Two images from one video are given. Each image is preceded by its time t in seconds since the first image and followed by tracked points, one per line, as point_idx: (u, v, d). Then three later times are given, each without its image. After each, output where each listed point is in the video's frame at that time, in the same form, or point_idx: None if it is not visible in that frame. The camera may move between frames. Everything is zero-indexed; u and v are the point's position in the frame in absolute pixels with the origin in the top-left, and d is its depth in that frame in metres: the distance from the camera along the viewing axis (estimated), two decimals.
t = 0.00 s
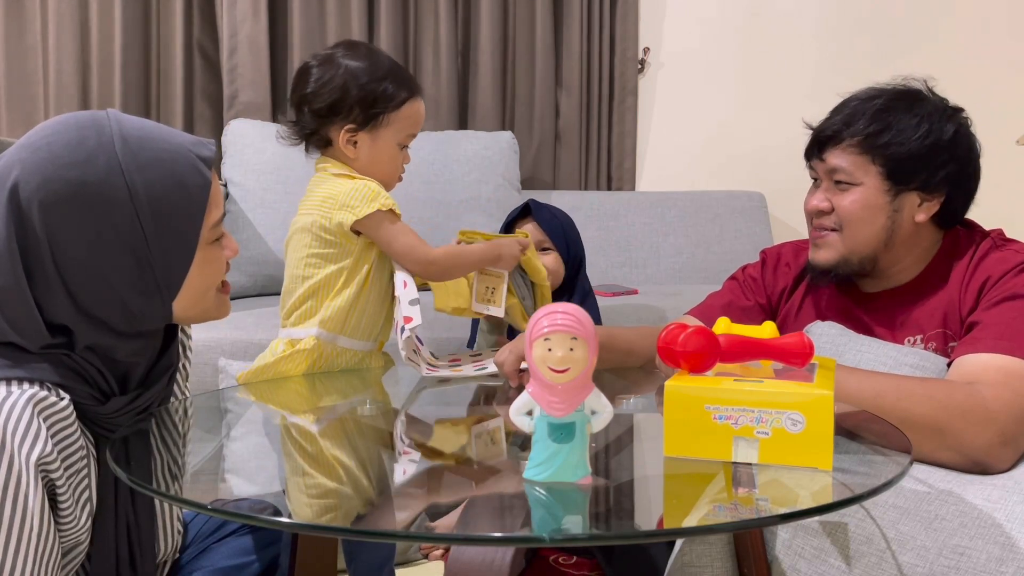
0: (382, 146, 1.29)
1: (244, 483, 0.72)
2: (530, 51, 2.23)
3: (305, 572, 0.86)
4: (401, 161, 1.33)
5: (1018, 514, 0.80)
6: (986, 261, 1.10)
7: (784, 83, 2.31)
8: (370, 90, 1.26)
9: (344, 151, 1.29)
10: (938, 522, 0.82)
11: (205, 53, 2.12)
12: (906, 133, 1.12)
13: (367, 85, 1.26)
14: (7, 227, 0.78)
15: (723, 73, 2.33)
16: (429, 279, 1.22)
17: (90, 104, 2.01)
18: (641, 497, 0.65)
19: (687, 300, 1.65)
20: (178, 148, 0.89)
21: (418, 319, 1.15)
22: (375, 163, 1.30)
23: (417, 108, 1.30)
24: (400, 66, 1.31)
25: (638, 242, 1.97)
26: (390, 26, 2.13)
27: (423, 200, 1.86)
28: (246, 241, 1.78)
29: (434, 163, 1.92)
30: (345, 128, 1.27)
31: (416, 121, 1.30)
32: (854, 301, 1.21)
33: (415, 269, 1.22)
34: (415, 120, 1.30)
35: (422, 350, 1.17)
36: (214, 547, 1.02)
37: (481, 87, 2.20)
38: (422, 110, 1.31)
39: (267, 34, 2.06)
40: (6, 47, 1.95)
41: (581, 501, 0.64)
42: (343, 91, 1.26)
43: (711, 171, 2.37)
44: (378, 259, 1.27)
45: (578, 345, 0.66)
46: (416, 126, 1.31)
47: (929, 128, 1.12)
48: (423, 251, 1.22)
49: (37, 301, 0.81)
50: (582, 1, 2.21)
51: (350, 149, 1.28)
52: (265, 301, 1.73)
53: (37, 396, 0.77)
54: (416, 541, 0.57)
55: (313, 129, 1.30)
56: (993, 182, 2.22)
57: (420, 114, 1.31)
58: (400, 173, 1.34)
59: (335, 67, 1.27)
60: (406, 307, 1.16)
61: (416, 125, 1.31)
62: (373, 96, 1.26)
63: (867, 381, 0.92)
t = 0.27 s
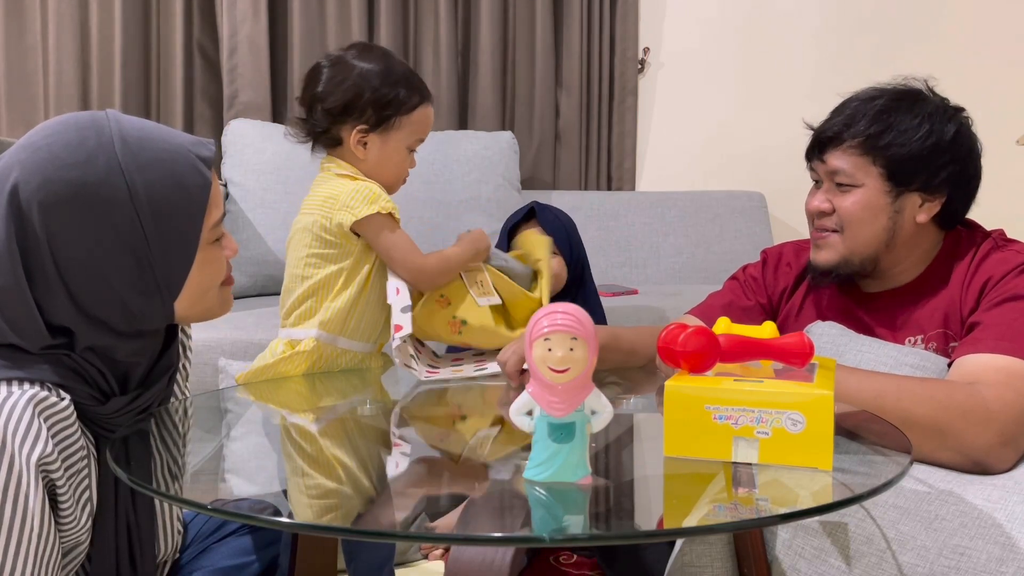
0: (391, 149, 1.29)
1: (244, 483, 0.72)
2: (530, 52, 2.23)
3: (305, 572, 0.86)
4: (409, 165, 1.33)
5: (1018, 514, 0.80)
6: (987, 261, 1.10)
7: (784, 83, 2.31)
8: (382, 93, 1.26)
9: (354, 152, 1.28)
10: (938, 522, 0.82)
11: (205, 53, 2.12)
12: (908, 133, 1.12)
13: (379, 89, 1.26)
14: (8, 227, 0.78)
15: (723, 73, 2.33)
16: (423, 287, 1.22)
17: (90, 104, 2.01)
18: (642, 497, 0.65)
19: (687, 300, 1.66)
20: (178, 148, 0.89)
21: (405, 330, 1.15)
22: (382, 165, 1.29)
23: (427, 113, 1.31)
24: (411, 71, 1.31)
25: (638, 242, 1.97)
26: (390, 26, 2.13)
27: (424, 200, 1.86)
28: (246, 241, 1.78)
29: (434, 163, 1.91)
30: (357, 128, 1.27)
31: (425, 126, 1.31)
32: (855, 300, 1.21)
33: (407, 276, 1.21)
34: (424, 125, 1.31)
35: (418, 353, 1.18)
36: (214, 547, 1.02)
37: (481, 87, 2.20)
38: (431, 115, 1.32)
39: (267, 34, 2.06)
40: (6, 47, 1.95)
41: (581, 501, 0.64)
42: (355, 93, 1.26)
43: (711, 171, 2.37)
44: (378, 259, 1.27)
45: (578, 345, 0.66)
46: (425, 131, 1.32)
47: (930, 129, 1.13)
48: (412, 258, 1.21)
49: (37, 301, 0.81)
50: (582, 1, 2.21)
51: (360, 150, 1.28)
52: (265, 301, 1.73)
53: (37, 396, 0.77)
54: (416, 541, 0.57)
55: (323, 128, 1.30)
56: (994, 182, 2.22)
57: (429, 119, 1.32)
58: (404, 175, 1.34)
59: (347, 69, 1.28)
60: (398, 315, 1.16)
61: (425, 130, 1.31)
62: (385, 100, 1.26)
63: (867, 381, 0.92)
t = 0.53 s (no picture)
0: (400, 147, 1.28)
1: (244, 483, 0.72)
2: (530, 52, 2.24)
3: (305, 572, 0.86)
4: (417, 163, 1.32)
5: (1018, 514, 0.80)
6: (987, 261, 1.10)
7: (784, 83, 2.31)
8: (392, 91, 1.26)
9: (361, 150, 1.28)
10: (938, 522, 0.82)
11: (205, 53, 2.12)
12: (908, 134, 1.13)
13: (387, 86, 1.26)
14: (8, 227, 0.78)
15: (723, 73, 2.33)
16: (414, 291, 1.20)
17: (90, 104, 2.01)
18: (642, 497, 0.65)
19: (687, 300, 1.66)
20: (178, 148, 0.89)
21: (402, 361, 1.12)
22: (391, 162, 1.29)
23: (436, 113, 1.32)
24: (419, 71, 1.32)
25: (638, 242, 1.97)
26: (390, 26, 2.13)
27: (424, 200, 1.86)
28: (246, 241, 1.78)
29: (434, 164, 1.91)
30: (365, 125, 1.26)
31: (433, 125, 1.31)
32: (855, 300, 1.21)
33: (397, 279, 1.19)
34: (433, 124, 1.31)
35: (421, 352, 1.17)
36: (214, 547, 1.02)
37: (481, 88, 2.20)
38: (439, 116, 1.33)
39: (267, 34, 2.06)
40: (6, 47, 1.95)
41: (581, 501, 0.64)
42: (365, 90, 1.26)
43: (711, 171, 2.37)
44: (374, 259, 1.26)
45: (578, 345, 0.66)
46: (433, 131, 1.32)
47: (931, 129, 1.13)
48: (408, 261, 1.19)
49: (38, 302, 0.81)
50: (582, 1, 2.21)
51: (367, 147, 1.27)
52: (265, 301, 1.73)
53: (38, 397, 0.77)
54: (417, 541, 0.57)
55: (331, 126, 1.30)
56: (994, 182, 2.22)
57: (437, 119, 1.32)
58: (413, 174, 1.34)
59: (354, 67, 1.28)
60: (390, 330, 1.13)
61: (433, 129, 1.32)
62: (394, 97, 1.26)
63: (866, 381, 0.92)
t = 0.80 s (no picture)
0: (393, 142, 1.27)
1: (244, 483, 0.72)
2: (530, 52, 2.24)
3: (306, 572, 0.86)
4: (415, 160, 1.30)
5: (1018, 515, 0.80)
6: (989, 261, 1.10)
7: (784, 83, 2.30)
8: (386, 86, 1.25)
9: (355, 148, 1.28)
10: (938, 522, 0.82)
11: (205, 53, 2.12)
12: (917, 132, 1.12)
13: (379, 81, 1.25)
14: (8, 227, 0.78)
15: (723, 73, 2.33)
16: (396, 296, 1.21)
17: (90, 104, 2.01)
18: (641, 497, 0.65)
19: (687, 300, 1.66)
20: (178, 148, 0.89)
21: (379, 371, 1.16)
22: (384, 160, 1.28)
23: (435, 109, 1.30)
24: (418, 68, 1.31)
25: (638, 242, 1.97)
26: (390, 26, 2.13)
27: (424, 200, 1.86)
28: (246, 241, 1.78)
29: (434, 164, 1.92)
30: (356, 123, 1.26)
31: (430, 120, 1.29)
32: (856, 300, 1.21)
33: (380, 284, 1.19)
34: (432, 120, 1.29)
35: (406, 359, 1.20)
36: (214, 547, 1.02)
37: (481, 88, 2.20)
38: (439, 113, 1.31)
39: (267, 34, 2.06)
40: (6, 48, 1.95)
41: (581, 501, 0.64)
42: (359, 86, 1.26)
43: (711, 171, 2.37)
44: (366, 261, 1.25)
45: (578, 345, 0.66)
46: (433, 128, 1.31)
47: (940, 127, 1.13)
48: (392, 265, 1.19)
49: (38, 302, 0.81)
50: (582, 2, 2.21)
51: (360, 145, 1.27)
52: (265, 301, 1.73)
53: (37, 397, 0.77)
54: (417, 541, 0.57)
55: (326, 125, 1.31)
56: (994, 181, 2.22)
57: (436, 115, 1.30)
58: (412, 171, 1.32)
59: (349, 64, 1.28)
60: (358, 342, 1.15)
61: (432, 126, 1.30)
62: (388, 92, 1.25)
63: (867, 381, 0.92)
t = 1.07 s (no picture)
0: (389, 143, 1.26)
1: (244, 482, 0.72)
2: (530, 52, 2.24)
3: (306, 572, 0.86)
4: (412, 164, 1.29)
5: (1019, 515, 0.80)
6: (993, 263, 1.10)
7: (785, 83, 2.30)
8: (384, 86, 1.25)
9: (351, 148, 1.27)
10: (939, 523, 0.82)
11: (205, 53, 2.11)
12: (927, 132, 1.13)
13: (379, 81, 1.25)
14: (7, 227, 0.78)
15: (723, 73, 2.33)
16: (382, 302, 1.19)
17: (89, 103, 2.01)
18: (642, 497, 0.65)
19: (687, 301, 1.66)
20: (177, 148, 0.89)
21: (358, 376, 1.13)
22: (380, 161, 1.27)
23: (436, 111, 1.29)
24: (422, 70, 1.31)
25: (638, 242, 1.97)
26: (390, 26, 2.12)
27: (424, 200, 1.86)
28: (246, 241, 1.78)
29: (434, 164, 1.92)
30: (353, 123, 1.26)
31: (429, 122, 1.27)
32: (857, 300, 1.21)
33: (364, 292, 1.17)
34: (431, 123, 1.28)
35: (392, 364, 1.19)
36: (214, 547, 1.02)
37: (481, 88, 2.20)
38: (439, 116, 1.30)
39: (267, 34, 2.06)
40: (6, 47, 1.95)
41: (581, 501, 0.64)
42: (357, 85, 1.26)
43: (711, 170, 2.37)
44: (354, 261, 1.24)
45: (578, 345, 0.66)
46: (433, 131, 1.29)
47: (950, 127, 1.13)
48: (366, 275, 1.17)
49: (37, 302, 0.81)
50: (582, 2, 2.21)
51: (357, 145, 1.27)
52: (265, 301, 1.73)
53: (36, 397, 0.77)
54: (415, 542, 0.57)
55: (327, 123, 1.31)
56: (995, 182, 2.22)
57: (436, 118, 1.29)
58: (409, 176, 1.30)
59: (352, 63, 1.29)
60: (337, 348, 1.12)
61: (433, 129, 1.29)
62: (386, 92, 1.25)
63: (867, 381, 0.92)
